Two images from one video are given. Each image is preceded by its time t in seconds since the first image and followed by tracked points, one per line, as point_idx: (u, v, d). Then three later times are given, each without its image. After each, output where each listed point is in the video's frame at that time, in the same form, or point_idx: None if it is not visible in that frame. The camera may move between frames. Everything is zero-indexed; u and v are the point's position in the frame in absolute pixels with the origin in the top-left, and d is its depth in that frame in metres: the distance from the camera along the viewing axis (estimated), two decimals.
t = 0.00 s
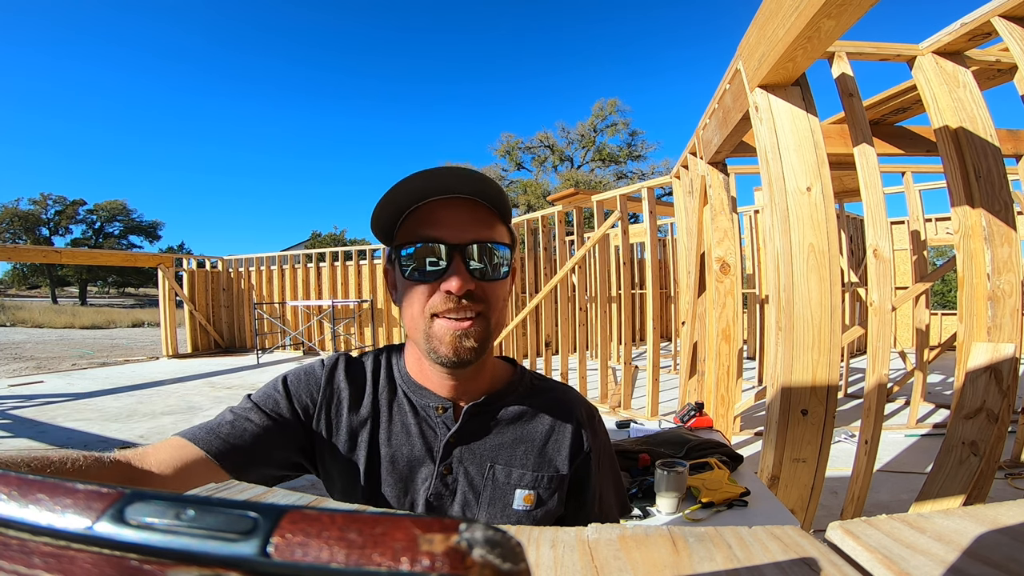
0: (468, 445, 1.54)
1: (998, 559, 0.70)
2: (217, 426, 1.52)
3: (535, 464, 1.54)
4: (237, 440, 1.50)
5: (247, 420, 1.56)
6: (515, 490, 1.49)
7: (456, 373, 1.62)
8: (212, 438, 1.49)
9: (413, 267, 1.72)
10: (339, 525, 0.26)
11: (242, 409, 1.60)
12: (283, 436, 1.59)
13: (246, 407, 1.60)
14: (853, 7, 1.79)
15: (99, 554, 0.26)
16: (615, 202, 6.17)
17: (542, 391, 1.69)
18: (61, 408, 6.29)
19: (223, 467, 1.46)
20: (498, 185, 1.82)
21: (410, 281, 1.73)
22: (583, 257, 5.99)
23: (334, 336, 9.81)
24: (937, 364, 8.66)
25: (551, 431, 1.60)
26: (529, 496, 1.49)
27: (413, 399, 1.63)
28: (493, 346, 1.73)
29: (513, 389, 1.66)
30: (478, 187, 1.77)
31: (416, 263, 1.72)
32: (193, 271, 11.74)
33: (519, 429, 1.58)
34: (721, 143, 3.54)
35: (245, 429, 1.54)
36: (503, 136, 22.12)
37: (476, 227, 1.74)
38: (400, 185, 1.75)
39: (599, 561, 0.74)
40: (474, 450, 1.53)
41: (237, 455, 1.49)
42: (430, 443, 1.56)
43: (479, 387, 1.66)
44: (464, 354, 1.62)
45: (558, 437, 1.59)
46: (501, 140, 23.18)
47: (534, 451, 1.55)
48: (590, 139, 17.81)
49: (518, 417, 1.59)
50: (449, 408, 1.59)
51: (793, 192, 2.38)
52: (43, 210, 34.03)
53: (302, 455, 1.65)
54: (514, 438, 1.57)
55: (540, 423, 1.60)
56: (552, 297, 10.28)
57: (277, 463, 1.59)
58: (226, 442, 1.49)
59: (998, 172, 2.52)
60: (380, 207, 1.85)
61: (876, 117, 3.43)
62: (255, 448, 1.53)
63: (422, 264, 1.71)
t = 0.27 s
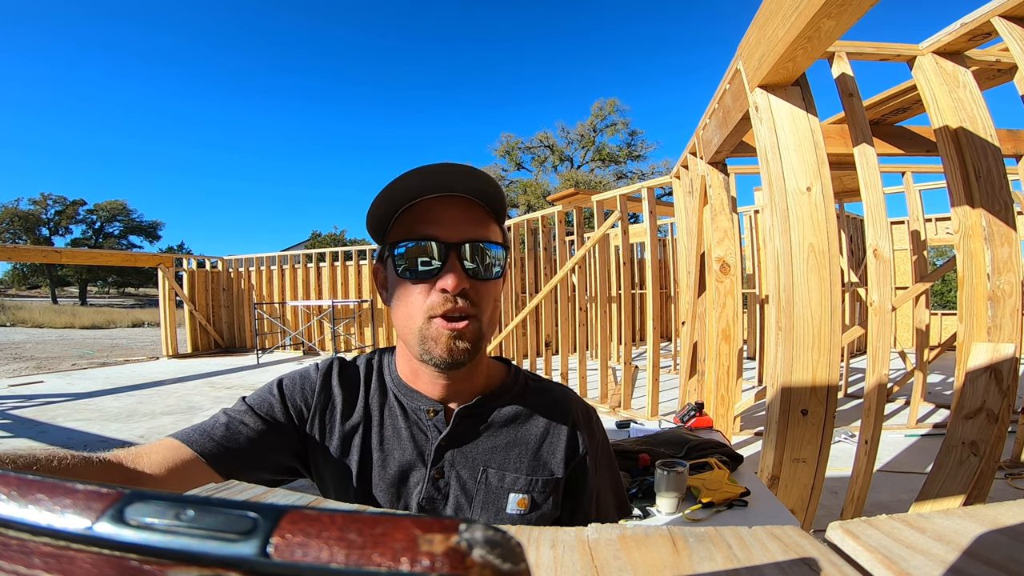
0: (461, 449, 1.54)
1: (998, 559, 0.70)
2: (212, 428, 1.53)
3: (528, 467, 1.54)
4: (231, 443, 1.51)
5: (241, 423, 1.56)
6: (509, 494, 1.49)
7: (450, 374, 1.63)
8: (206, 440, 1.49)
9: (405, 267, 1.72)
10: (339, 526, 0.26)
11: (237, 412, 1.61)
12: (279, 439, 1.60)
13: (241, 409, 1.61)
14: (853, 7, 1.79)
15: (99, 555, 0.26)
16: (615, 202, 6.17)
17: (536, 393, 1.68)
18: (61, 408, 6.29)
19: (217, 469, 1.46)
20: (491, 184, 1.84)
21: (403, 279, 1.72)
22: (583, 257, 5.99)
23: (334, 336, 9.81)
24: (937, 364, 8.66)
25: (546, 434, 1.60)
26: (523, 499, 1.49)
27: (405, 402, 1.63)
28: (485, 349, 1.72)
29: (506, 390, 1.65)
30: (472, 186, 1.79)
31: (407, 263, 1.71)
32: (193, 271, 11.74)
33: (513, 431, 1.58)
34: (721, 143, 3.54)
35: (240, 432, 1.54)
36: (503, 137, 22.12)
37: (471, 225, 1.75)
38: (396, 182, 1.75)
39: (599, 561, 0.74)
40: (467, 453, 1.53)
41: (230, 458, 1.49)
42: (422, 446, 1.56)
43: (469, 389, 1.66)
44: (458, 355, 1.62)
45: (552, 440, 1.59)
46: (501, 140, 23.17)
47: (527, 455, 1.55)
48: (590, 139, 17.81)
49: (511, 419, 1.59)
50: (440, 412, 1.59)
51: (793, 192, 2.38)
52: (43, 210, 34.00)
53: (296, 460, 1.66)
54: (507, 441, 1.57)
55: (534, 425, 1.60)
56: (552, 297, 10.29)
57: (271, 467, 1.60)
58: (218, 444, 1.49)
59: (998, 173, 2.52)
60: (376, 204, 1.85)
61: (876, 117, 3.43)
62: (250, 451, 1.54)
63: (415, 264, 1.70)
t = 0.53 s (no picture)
0: (461, 450, 1.54)
1: (998, 558, 0.70)
2: (197, 437, 1.52)
3: (529, 467, 1.54)
4: (216, 452, 1.51)
5: (228, 430, 1.56)
6: (511, 494, 1.49)
7: (453, 372, 1.62)
8: (191, 449, 1.49)
9: (412, 265, 1.71)
10: (339, 526, 0.26)
11: (224, 419, 1.60)
12: (266, 446, 1.59)
13: (229, 416, 1.60)
14: (853, 8, 1.79)
15: (100, 555, 0.26)
16: (615, 202, 6.17)
17: (533, 393, 1.69)
18: (61, 408, 6.28)
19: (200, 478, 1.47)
20: (501, 184, 1.85)
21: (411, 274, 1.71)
22: (583, 257, 5.99)
23: (334, 336, 9.81)
24: (937, 364, 8.66)
25: (545, 433, 1.60)
26: (524, 499, 1.49)
27: (405, 403, 1.63)
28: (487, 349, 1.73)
29: (504, 391, 1.66)
30: (482, 185, 1.80)
31: (413, 262, 1.71)
32: (193, 271, 11.75)
33: (513, 431, 1.58)
34: (721, 143, 3.54)
35: (226, 440, 1.54)
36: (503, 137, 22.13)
37: (481, 225, 1.77)
38: (410, 178, 1.76)
39: (599, 561, 0.74)
40: (468, 454, 1.53)
41: (215, 468, 1.50)
42: (422, 447, 1.55)
43: (470, 389, 1.65)
44: (466, 352, 1.62)
45: (551, 439, 1.59)
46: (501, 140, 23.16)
47: (527, 454, 1.56)
48: (590, 138, 17.82)
49: (511, 419, 1.59)
50: (440, 413, 1.59)
51: (793, 192, 2.37)
52: (43, 210, 33.98)
53: (286, 466, 1.65)
54: (507, 442, 1.57)
55: (533, 424, 1.61)
56: (552, 297, 10.29)
57: (258, 474, 1.61)
58: (203, 454, 1.49)
59: (998, 173, 2.52)
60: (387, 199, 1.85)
61: (876, 117, 3.43)
62: (235, 459, 1.54)
63: (423, 262, 1.70)
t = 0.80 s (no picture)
0: (457, 451, 1.54)
1: (998, 559, 0.70)
2: (194, 439, 1.53)
3: (525, 468, 1.54)
4: (213, 453, 1.51)
5: (225, 431, 1.56)
6: (507, 496, 1.49)
7: (446, 370, 1.62)
8: (188, 451, 1.50)
9: (408, 263, 1.71)
10: (339, 525, 0.26)
11: (222, 420, 1.61)
12: (264, 447, 1.60)
13: (226, 417, 1.61)
14: (853, 7, 1.79)
15: (100, 554, 0.26)
16: (615, 202, 6.16)
17: (531, 394, 1.69)
18: (61, 408, 6.28)
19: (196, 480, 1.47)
20: (498, 182, 1.85)
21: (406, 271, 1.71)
22: (583, 257, 5.98)
23: (334, 336, 9.81)
24: (937, 364, 8.65)
25: (542, 434, 1.60)
26: (521, 501, 1.49)
27: (401, 404, 1.63)
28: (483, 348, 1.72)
29: (502, 392, 1.66)
30: (478, 182, 1.80)
31: (409, 259, 1.71)
32: (193, 271, 11.74)
33: (510, 433, 1.58)
34: (721, 143, 3.54)
35: (222, 442, 1.54)
36: (503, 137, 22.12)
37: (476, 221, 1.77)
38: (405, 174, 1.76)
39: (599, 561, 0.74)
40: (464, 455, 1.53)
41: (212, 469, 1.50)
42: (418, 448, 1.55)
43: (468, 388, 1.66)
44: (458, 348, 1.62)
45: (549, 440, 1.59)
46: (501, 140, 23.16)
47: (524, 456, 1.55)
48: (590, 138, 17.82)
49: (508, 421, 1.59)
50: (436, 413, 1.59)
51: (793, 192, 2.37)
52: (43, 210, 33.96)
53: (285, 466, 1.65)
54: (504, 443, 1.57)
55: (530, 426, 1.60)
56: (552, 297, 10.29)
57: (257, 475, 1.61)
58: (199, 456, 1.50)
59: (998, 172, 2.52)
60: (382, 195, 1.85)
61: (876, 117, 3.43)
62: (232, 461, 1.54)
63: (419, 260, 1.70)
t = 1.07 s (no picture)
0: (456, 452, 1.54)
1: (998, 559, 0.70)
2: (194, 439, 1.53)
3: (524, 470, 1.54)
4: (213, 453, 1.51)
5: (226, 432, 1.56)
6: (505, 498, 1.49)
7: (446, 370, 1.63)
8: (188, 452, 1.50)
9: (406, 266, 1.71)
10: (339, 525, 0.26)
11: (222, 421, 1.61)
12: (265, 447, 1.60)
13: (227, 418, 1.61)
14: (853, 8, 1.79)
15: (100, 554, 0.26)
16: (615, 202, 6.16)
17: (531, 396, 1.69)
18: (60, 408, 6.28)
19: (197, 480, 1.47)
20: (495, 184, 1.84)
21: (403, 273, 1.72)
22: (583, 257, 5.98)
23: (334, 336, 9.81)
24: (937, 364, 8.66)
25: (542, 436, 1.60)
26: (519, 503, 1.49)
27: (399, 405, 1.63)
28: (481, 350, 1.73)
29: (501, 393, 1.66)
30: (474, 185, 1.79)
31: (407, 262, 1.71)
32: (193, 271, 11.74)
33: (509, 434, 1.58)
34: (721, 143, 3.54)
35: (223, 442, 1.54)
36: (503, 137, 22.13)
37: (472, 224, 1.76)
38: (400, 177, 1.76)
39: (599, 561, 0.74)
40: (462, 456, 1.53)
41: (213, 470, 1.50)
42: (416, 448, 1.56)
43: (466, 390, 1.66)
44: (455, 348, 1.63)
45: (548, 442, 1.59)
46: (501, 140, 23.14)
47: (523, 458, 1.55)
48: (590, 138, 17.82)
49: (507, 422, 1.59)
50: (434, 414, 1.59)
51: (793, 192, 2.38)
52: (43, 210, 33.95)
53: (285, 465, 1.65)
54: (503, 444, 1.57)
55: (530, 428, 1.60)
56: (552, 297, 10.29)
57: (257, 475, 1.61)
58: (200, 456, 1.50)
59: (998, 172, 2.52)
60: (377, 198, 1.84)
61: (876, 117, 3.43)
62: (232, 461, 1.54)
63: (415, 263, 1.70)
